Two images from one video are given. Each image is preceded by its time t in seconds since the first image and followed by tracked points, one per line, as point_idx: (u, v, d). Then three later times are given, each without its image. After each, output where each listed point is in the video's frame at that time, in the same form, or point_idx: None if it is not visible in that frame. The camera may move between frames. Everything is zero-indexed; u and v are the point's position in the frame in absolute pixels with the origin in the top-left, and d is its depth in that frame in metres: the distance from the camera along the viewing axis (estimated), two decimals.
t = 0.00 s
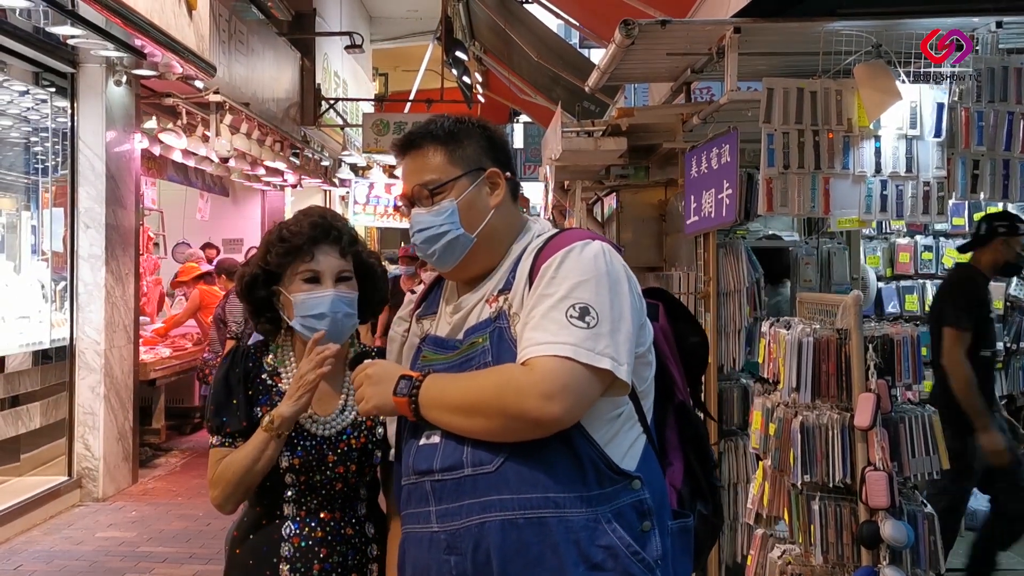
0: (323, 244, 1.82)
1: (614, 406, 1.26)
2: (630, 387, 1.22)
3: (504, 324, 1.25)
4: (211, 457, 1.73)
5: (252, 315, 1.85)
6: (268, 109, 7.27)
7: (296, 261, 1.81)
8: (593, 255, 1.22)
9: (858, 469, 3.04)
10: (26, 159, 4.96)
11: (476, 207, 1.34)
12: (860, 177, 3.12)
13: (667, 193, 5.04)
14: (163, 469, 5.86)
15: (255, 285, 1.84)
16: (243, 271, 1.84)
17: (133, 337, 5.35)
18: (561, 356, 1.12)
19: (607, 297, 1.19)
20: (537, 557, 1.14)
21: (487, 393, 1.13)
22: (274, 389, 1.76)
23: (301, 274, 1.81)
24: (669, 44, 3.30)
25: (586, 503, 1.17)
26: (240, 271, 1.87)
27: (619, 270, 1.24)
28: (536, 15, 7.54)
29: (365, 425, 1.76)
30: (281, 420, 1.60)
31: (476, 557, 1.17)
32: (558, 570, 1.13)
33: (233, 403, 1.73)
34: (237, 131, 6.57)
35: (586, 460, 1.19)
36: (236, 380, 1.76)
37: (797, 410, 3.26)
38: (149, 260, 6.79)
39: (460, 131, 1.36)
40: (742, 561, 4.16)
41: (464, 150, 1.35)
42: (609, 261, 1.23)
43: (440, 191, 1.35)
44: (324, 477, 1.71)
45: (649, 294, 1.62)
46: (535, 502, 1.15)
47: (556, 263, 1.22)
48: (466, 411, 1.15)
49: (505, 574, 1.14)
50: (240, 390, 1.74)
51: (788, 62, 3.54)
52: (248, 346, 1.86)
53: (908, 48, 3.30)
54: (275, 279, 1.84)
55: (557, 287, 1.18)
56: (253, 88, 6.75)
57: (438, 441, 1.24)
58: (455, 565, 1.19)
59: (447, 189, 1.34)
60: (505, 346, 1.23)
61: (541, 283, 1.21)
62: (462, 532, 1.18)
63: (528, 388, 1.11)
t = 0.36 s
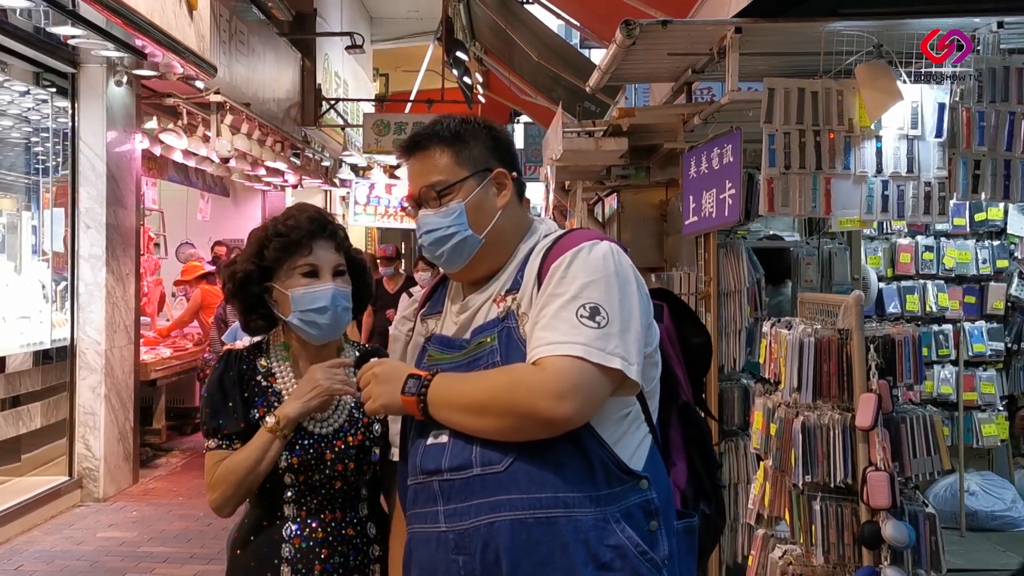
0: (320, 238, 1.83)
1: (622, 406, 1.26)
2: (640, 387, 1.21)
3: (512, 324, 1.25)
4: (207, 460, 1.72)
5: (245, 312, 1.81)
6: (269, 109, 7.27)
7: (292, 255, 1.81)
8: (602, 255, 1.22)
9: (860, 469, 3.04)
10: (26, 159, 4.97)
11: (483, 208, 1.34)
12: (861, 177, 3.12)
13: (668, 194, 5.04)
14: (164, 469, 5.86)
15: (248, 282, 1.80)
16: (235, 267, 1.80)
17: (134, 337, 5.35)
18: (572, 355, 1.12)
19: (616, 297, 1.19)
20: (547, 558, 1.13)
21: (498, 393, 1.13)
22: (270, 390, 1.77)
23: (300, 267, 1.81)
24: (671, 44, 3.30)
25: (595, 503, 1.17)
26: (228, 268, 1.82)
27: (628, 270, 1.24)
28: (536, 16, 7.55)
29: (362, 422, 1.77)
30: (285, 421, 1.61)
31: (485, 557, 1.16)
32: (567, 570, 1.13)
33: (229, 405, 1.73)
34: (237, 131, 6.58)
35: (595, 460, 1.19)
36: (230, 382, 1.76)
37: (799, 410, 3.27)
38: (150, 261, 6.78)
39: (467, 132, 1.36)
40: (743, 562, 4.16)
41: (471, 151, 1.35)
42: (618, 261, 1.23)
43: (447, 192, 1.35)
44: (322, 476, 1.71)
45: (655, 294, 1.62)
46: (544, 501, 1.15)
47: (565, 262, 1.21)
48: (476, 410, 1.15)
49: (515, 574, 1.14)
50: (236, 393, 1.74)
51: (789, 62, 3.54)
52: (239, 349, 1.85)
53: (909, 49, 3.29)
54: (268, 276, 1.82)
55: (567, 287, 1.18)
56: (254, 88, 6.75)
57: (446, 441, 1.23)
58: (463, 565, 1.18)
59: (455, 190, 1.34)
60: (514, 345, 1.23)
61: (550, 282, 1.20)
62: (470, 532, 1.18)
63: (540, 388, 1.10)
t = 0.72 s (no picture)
0: (315, 236, 1.87)
1: (628, 406, 1.26)
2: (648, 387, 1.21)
3: (521, 323, 1.25)
4: (206, 465, 1.72)
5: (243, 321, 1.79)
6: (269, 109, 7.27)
7: (289, 255, 1.81)
8: (612, 255, 1.22)
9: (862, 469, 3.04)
10: (27, 159, 4.97)
11: (494, 212, 1.34)
12: (862, 176, 3.12)
13: (669, 193, 5.04)
14: (165, 469, 5.86)
15: (247, 288, 1.78)
16: (231, 274, 1.77)
17: (135, 337, 5.36)
18: (582, 355, 1.12)
19: (626, 297, 1.19)
20: (555, 557, 1.13)
21: (508, 393, 1.13)
22: (263, 390, 1.77)
23: (298, 266, 1.82)
24: (672, 43, 3.30)
25: (602, 503, 1.16)
26: (221, 276, 1.79)
27: (637, 270, 1.24)
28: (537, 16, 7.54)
29: (357, 416, 1.77)
30: (286, 422, 1.61)
31: (492, 556, 1.16)
32: (575, 570, 1.13)
33: (224, 408, 1.73)
34: (238, 131, 6.58)
35: (603, 459, 1.19)
36: (223, 385, 1.75)
37: (800, 410, 3.27)
38: (151, 260, 6.79)
39: (473, 135, 1.35)
40: (744, 561, 4.15)
41: (478, 154, 1.34)
42: (627, 261, 1.23)
43: (458, 199, 1.34)
44: (322, 472, 1.71)
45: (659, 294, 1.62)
46: (552, 501, 1.15)
47: (575, 262, 1.21)
48: (485, 410, 1.15)
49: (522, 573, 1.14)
50: (229, 395, 1.74)
51: (790, 62, 3.54)
52: (230, 352, 1.85)
53: (910, 48, 3.29)
54: (263, 277, 1.81)
55: (578, 287, 1.18)
56: (255, 87, 6.75)
57: (454, 440, 1.23)
58: (470, 564, 1.18)
59: (466, 197, 1.34)
60: (523, 345, 1.23)
61: (560, 282, 1.20)
62: (478, 531, 1.18)
63: (550, 388, 1.10)
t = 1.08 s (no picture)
0: (304, 234, 1.88)
1: (636, 411, 1.26)
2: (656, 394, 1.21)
3: (529, 326, 1.25)
4: (207, 471, 1.71)
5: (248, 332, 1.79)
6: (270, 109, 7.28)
7: (283, 258, 1.82)
8: (622, 261, 1.22)
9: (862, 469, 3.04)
10: (28, 159, 4.86)
11: (499, 212, 1.34)
12: (863, 176, 3.11)
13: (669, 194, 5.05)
14: (165, 469, 5.85)
15: (247, 297, 1.77)
16: (230, 285, 1.77)
17: (136, 337, 5.35)
18: (591, 362, 1.12)
19: (635, 304, 1.19)
20: (561, 561, 1.13)
21: (517, 399, 1.12)
22: (263, 395, 1.76)
23: (293, 268, 1.83)
24: (672, 44, 3.29)
25: (608, 507, 1.17)
26: (217, 288, 1.78)
27: (646, 277, 1.24)
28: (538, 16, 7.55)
29: (358, 417, 1.78)
30: (286, 425, 1.60)
31: (497, 559, 1.16)
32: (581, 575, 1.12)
33: (224, 413, 1.73)
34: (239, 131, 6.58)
35: (609, 463, 1.19)
36: (222, 391, 1.75)
37: (800, 410, 3.26)
38: (151, 261, 6.78)
39: (487, 133, 1.34)
40: (744, 561, 4.15)
41: (489, 153, 1.34)
42: (638, 267, 1.23)
43: (464, 195, 1.34)
44: (325, 474, 1.71)
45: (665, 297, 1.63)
46: (558, 505, 1.15)
47: (586, 267, 1.21)
48: (493, 415, 1.14)
49: None
50: (229, 399, 1.74)
51: (790, 63, 3.54)
52: (227, 356, 1.84)
53: (911, 49, 3.29)
54: (261, 284, 1.81)
55: (588, 292, 1.18)
56: (255, 87, 6.76)
57: (460, 441, 1.23)
58: (475, 567, 1.18)
59: (471, 194, 1.34)
60: (531, 348, 1.23)
61: (570, 287, 1.20)
62: (484, 534, 1.17)
63: (558, 394, 1.10)
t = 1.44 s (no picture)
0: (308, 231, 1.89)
1: (645, 415, 1.26)
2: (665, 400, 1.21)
3: (540, 327, 1.25)
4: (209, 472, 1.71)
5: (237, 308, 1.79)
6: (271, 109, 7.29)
7: (283, 247, 1.83)
8: (636, 265, 1.22)
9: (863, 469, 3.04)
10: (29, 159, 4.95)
11: (490, 225, 1.33)
12: (864, 177, 3.11)
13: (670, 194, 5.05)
14: (166, 470, 5.85)
15: (240, 278, 1.80)
16: (227, 264, 1.79)
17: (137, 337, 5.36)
18: (602, 365, 1.12)
19: (648, 308, 1.19)
20: (566, 564, 1.13)
21: (526, 400, 1.12)
22: (262, 394, 1.75)
23: (292, 259, 1.84)
24: (673, 44, 3.29)
25: (614, 510, 1.16)
26: (215, 267, 1.81)
27: (660, 281, 1.24)
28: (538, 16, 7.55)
29: (358, 415, 1.78)
30: (283, 421, 1.61)
31: (502, 559, 1.16)
32: None
33: (223, 415, 1.73)
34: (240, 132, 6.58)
35: (616, 466, 1.19)
36: (221, 393, 1.75)
37: (801, 411, 3.26)
38: (152, 261, 6.79)
39: (491, 143, 1.32)
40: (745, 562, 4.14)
41: (488, 164, 1.32)
42: (651, 272, 1.23)
43: (457, 204, 1.35)
44: (327, 473, 1.71)
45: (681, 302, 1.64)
46: (565, 507, 1.15)
47: (600, 270, 1.21)
48: (503, 415, 1.14)
49: None
50: (228, 400, 1.74)
51: (792, 63, 3.53)
52: (228, 357, 1.84)
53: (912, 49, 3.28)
54: (257, 269, 1.83)
55: (601, 295, 1.18)
56: (256, 88, 6.76)
57: (468, 440, 1.22)
58: (480, 566, 1.18)
59: (463, 205, 1.34)
60: (542, 350, 1.22)
61: (583, 289, 1.20)
62: (489, 534, 1.17)
63: (568, 396, 1.10)
